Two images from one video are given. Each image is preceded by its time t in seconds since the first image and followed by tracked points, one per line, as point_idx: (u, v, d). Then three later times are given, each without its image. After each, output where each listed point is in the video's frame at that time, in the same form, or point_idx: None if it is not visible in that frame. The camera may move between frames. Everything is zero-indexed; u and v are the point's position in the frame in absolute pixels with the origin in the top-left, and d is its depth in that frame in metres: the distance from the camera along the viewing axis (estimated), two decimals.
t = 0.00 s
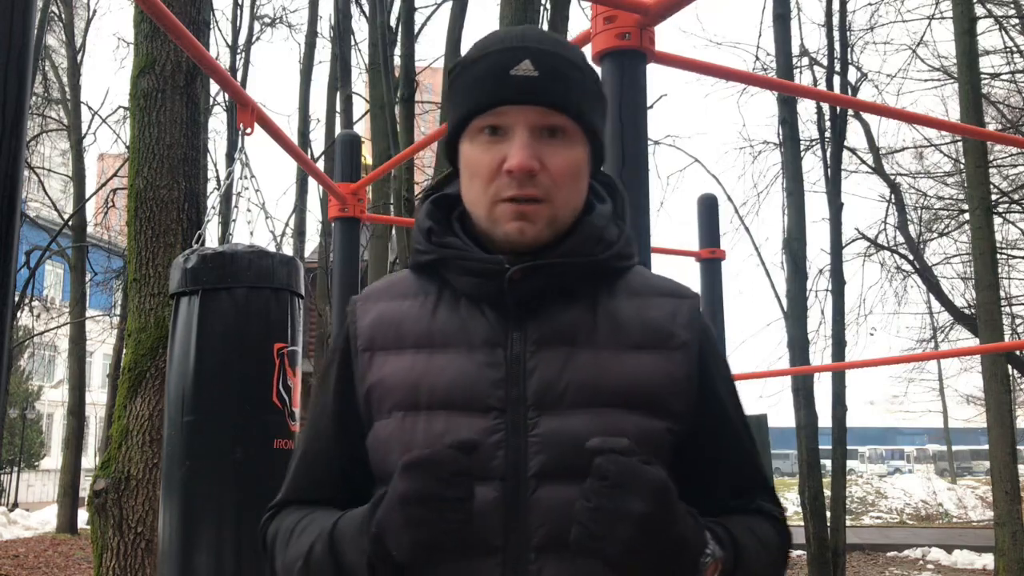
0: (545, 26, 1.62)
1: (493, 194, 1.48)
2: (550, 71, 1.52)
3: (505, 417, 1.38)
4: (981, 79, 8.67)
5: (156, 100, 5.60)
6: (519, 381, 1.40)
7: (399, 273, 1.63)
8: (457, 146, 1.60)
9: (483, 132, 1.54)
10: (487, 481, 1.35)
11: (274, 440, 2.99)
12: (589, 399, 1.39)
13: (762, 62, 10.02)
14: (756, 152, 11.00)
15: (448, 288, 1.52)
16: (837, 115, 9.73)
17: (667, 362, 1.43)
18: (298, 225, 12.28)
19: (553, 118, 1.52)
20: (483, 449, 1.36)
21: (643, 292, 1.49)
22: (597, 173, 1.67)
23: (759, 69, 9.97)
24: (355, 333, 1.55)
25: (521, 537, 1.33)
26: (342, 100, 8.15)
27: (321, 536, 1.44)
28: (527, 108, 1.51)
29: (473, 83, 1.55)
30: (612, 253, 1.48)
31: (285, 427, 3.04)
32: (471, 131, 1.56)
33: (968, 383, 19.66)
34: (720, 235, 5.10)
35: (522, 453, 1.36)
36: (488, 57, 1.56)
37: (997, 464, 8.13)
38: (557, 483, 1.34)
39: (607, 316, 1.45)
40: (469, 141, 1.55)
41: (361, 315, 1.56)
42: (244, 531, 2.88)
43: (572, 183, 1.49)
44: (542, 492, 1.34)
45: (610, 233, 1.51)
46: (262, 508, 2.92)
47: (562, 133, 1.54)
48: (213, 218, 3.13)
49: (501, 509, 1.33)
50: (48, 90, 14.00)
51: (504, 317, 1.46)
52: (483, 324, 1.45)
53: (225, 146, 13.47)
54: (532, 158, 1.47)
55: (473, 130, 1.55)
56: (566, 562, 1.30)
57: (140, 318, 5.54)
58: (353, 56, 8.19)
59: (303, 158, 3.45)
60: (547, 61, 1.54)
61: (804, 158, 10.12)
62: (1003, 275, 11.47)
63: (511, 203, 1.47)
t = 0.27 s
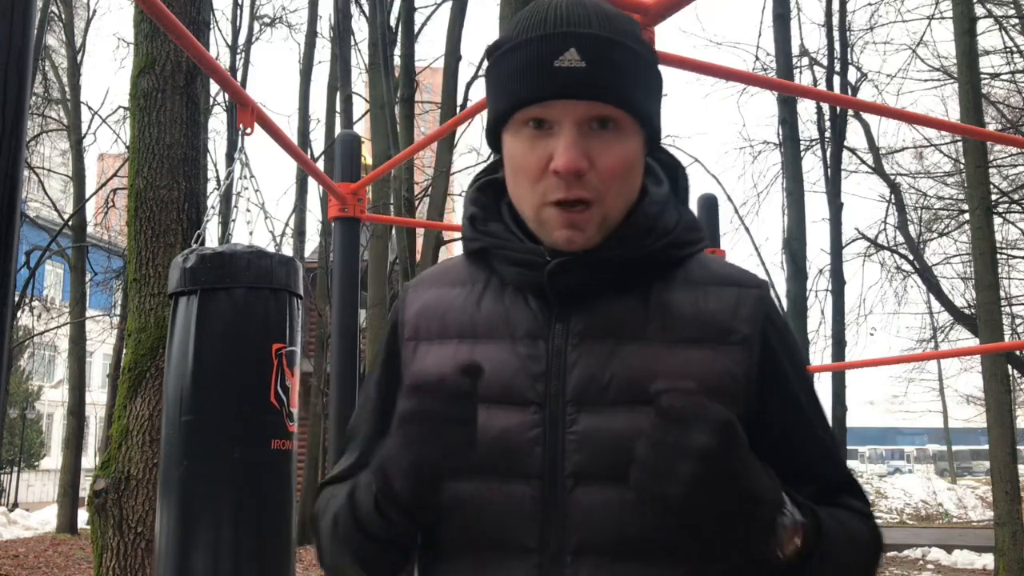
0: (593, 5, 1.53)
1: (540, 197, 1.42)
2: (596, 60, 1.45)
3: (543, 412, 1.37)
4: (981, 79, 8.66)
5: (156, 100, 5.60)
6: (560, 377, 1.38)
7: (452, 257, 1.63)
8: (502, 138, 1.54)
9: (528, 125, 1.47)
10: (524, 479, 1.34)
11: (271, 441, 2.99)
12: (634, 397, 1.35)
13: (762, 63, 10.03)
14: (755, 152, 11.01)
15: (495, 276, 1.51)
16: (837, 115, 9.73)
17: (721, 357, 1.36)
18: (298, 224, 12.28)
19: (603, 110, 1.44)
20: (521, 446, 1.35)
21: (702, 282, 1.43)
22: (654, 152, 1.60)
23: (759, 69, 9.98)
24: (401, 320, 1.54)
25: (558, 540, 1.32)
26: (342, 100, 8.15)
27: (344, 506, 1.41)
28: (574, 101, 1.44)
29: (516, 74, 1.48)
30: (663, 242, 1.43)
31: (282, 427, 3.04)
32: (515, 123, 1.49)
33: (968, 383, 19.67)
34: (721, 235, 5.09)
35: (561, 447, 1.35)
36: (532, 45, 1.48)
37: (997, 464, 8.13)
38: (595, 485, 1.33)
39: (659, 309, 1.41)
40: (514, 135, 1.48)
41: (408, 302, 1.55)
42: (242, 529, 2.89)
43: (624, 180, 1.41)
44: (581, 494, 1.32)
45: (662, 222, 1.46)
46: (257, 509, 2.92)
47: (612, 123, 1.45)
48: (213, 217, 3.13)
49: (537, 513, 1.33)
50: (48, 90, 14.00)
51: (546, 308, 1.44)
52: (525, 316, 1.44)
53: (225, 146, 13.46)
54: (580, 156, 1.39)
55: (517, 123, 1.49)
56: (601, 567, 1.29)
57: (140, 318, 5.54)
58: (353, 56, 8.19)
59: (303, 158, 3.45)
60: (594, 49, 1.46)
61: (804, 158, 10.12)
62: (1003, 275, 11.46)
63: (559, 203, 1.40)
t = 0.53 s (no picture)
0: None
1: (561, 201, 1.36)
2: (617, 57, 1.36)
3: (565, 424, 1.34)
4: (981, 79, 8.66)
5: (156, 100, 5.61)
6: (582, 386, 1.36)
7: (485, 252, 1.63)
8: (523, 138, 1.48)
9: (546, 127, 1.40)
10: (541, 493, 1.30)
11: (269, 441, 3.00)
12: (658, 409, 1.30)
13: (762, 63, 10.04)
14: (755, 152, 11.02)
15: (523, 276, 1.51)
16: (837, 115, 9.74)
17: (749, 369, 1.31)
18: (298, 224, 12.29)
19: (625, 109, 1.36)
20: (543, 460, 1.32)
21: (733, 284, 1.39)
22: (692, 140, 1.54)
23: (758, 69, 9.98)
24: (433, 320, 1.57)
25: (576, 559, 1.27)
26: (343, 100, 8.15)
27: (400, 532, 1.42)
28: (592, 102, 1.36)
29: (534, 74, 1.42)
30: (692, 245, 1.38)
31: (281, 428, 3.05)
32: (534, 125, 1.43)
33: (968, 383, 19.67)
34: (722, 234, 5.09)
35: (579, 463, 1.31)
36: (548, 43, 1.41)
37: (997, 464, 8.13)
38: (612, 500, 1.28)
39: (687, 314, 1.36)
40: (534, 136, 1.42)
41: (439, 302, 1.57)
42: (239, 528, 2.89)
43: (650, 181, 1.34)
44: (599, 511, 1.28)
45: (694, 219, 1.40)
46: (254, 509, 2.92)
47: (637, 121, 1.37)
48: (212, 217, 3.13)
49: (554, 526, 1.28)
50: (48, 90, 14.01)
51: (571, 313, 1.42)
52: (549, 322, 1.42)
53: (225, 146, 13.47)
54: (601, 160, 1.32)
55: (535, 125, 1.42)
56: None
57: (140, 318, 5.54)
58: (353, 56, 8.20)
59: (303, 158, 3.45)
60: (614, 45, 1.38)
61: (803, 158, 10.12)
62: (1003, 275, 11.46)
63: (580, 209, 1.34)
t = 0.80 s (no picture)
0: None
1: (554, 192, 1.35)
2: (620, 55, 1.37)
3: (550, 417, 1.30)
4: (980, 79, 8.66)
5: (156, 100, 5.60)
6: (567, 380, 1.32)
7: (471, 251, 1.60)
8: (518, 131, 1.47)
9: (546, 121, 1.40)
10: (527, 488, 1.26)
11: (268, 441, 3.00)
12: (641, 403, 1.28)
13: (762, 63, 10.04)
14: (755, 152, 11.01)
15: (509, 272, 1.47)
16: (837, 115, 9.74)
17: (736, 367, 1.29)
18: (298, 225, 12.29)
19: (623, 106, 1.37)
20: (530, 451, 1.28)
21: (717, 282, 1.37)
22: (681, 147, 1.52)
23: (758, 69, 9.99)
24: (417, 316, 1.54)
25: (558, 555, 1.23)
26: (343, 100, 8.15)
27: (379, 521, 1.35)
28: (593, 97, 1.37)
29: (535, 68, 1.42)
30: (681, 242, 1.36)
31: (280, 428, 3.05)
32: (533, 118, 1.42)
33: (968, 383, 19.68)
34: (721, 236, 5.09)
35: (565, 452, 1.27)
36: (552, 39, 1.41)
37: (997, 464, 8.13)
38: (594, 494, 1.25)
39: (672, 310, 1.34)
40: (531, 129, 1.42)
41: (424, 298, 1.54)
42: (239, 528, 2.90)
43: (643, 178, 1.33)
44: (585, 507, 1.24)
45: (681, 219, 1.39)
46: (253, 509, 2.92)
47: (633, 120, 1.37)
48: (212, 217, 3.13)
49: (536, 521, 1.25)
50: (48, 90, 14.01)
51: (557, 307, 1.38)
52: (535, 317, 1.38)
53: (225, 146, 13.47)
54: (598, 154, 1.32)
55: (535, 118, 1.42)
56: None
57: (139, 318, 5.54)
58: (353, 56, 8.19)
59: (303, 158, 3.45)
60: (617, 43, 1.38)
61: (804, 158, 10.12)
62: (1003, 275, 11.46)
63: (575, 201, 1.33)
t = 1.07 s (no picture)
0: (535, 34, 1.51)
1: (492, 221, 1.42)
2: (542, 92, 1.45)
3: (498, 423, 1.40)
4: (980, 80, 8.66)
5: (156, 100, 5.61)
6: (514, 390, 1.42)
7: (405, 274, 1.64)
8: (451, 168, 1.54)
9: (478, 157, 1.47)
10: (480, 489, 1.38)
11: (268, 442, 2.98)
12: (582, 407, 1.40)
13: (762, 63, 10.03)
14: (755, 152, 11.01)
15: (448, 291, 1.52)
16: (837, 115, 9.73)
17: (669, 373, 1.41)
18: (298, 225, 12.27)
19: (551, 138, 1.45)
20: (481, 455, 1.38)
21: (644, 294, 1.48)
22: (600, 168, 1.59)
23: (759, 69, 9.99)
24: (355, 336, 1.56)
25: (512, 546, 1.35)
26: (343, 100, 8.15)
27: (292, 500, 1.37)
28: (522, 132, 1.45)
29: (463, 109, 1.48)
30: (612, 258, 1.47)
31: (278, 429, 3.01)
32: (465, 154, 1.49)
33: (968, 383, 19.67)
34: (720, 236, 5.11)
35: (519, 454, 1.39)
36: (476, 82, 1.48)
37: (997, 464, 8.14)
38: (548, 491, 1.36)
39: (607, 321, 1.44)
40: (464, 165, 1.49)
41: (361, 319, 1.56)
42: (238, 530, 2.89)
43: (574, 201, 1.43)
44: (537, 505, 1.36)
45: (610, 237, 1.48)
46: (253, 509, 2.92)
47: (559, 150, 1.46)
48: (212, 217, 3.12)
49: (491, 518, 1.36)
50: (48, 90, 13.98)
51: (500, 321, 1.46)
52: (477, 329, 1.46)
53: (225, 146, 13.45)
54: (530, 185, 1.41)
55: (466, 155, 1.49)
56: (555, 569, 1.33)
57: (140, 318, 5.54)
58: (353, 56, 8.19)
59: (303, 158, 3.45)
60: (539, 81, 1.46)
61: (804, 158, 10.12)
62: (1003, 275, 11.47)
63: (513, 228, 1.41)
